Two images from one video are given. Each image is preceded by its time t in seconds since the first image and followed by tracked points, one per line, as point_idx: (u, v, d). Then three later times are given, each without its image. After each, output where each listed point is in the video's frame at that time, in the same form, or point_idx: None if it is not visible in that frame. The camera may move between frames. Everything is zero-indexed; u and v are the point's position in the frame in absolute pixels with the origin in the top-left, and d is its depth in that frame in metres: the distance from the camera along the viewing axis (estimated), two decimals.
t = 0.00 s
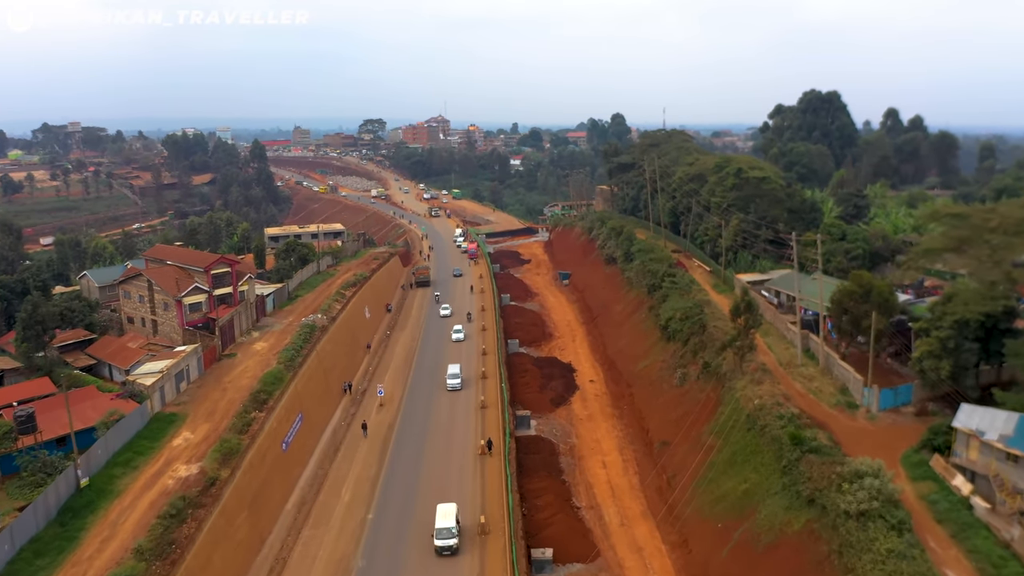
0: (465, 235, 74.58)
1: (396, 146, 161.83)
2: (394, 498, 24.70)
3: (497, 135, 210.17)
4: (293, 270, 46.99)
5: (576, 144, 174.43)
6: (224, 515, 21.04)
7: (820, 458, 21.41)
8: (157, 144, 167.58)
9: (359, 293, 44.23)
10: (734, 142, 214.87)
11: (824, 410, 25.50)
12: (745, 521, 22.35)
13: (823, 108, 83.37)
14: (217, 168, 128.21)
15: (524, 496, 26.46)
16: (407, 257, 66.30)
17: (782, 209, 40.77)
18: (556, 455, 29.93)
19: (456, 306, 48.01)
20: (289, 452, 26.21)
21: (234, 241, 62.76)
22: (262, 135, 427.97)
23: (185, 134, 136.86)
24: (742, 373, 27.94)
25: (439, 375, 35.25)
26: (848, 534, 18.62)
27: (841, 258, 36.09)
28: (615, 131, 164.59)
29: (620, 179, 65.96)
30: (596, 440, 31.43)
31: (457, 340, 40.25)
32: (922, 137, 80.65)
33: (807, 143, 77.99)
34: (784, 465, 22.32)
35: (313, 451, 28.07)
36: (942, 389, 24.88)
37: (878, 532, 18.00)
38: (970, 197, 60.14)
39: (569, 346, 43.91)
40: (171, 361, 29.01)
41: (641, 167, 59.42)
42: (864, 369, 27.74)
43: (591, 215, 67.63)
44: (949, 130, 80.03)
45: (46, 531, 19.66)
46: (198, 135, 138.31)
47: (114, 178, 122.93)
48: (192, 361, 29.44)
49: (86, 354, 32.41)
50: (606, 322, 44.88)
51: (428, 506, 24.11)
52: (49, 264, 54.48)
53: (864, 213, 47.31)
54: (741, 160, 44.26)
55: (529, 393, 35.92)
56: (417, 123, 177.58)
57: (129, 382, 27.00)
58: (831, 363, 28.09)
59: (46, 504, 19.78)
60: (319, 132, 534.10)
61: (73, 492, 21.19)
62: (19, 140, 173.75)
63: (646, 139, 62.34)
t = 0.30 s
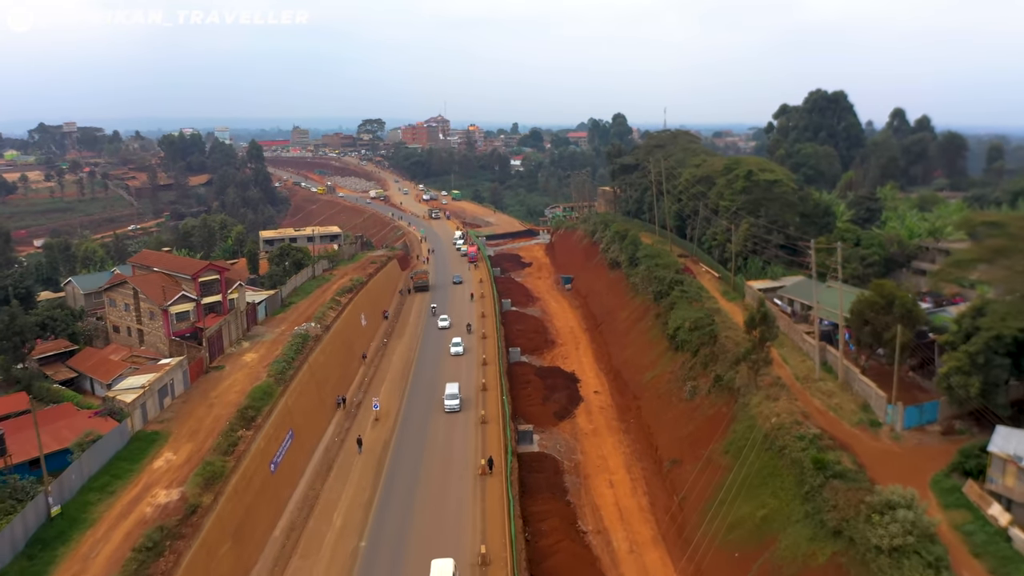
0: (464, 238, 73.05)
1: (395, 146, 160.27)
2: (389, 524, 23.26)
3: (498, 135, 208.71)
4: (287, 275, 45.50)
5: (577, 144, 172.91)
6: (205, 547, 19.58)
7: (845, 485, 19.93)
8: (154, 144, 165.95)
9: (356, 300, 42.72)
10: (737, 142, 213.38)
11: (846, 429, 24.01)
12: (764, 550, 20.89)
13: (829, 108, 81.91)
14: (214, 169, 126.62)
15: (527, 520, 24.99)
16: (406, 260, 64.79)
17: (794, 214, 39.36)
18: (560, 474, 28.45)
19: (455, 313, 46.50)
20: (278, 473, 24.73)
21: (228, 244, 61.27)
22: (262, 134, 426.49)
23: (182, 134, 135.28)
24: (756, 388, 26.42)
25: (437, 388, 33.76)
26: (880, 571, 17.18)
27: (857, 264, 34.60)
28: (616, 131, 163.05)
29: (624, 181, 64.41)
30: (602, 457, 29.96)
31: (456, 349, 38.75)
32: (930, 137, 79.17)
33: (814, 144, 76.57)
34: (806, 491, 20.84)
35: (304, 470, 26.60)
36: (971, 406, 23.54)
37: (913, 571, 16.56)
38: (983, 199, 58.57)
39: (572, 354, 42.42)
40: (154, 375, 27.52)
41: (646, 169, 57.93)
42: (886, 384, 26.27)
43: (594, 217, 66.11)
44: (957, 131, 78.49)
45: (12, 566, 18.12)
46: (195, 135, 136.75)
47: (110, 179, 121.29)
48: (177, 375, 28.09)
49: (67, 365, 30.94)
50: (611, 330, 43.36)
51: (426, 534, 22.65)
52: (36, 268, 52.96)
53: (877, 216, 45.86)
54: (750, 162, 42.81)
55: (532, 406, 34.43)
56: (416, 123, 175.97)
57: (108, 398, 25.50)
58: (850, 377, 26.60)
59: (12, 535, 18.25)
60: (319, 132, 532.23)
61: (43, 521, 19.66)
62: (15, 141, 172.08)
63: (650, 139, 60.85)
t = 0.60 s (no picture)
0: (464, 240, 71.59)
1: (394, 146, 158.82)
2: (384, 553, 21.78)
3: (498, 135, 207.30)
4: (281, 281, 44.07)
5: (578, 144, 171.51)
6: None
7: (875, 516, 18.43)
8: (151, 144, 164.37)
9: (351, 308, 41.22)
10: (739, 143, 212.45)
11: (870, 452, 22.52)
12: None
13: (835, 108, 80.50)
14: (211, 169, 125.11)
15: (530, 547, 23.49)
16: (404, 264, 63.35)
17: (807, 218, 37.61)
18: (565, 495, 26.95)
19: (455, 320, 45.06)
20: (265, 497, 23.23)
21: (222, 248, 59.79)
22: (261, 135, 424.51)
23: (179, 135, 133.76)
24: (773, 406, 24.95)
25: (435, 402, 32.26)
26: None
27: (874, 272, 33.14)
28: (617, 131, 161.69)
29: (627, 183, 62.88)
30: (609, 476, 28.46)
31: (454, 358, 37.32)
32: (939, 138, 77.80)
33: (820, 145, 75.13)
34: (831, 522, 19.35)
35: (294, 493, 25.11)
36: (1003, 426, 21.92)
37: None
38: (995, 202, 57.16)
39: (576, 363, 40.95)
40: (136, 391, 26.08)
41: (650, 171, 56.52)
42: (910, 402, 24.84)
43: (597, 220, 64.62)
44: (966, 132, 77.09)
45: None
46: (192, 135, 135.27)
47: (105, 180, 119.75)
48: (161, 391, 26.59)
49: (47, 378, 29.54)
50: (616, 338, 41.86)
51: (422, 564, 21.23)
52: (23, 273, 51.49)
53: (890, 220, 44.43)
54: (761, 164, 41.39)
55: (534, 420, 32.94)
56: (416, 123, 174.53)
57: (86, 416, 24.05)
58: (872, 394, 25.19)
59: None
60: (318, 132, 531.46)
61: (8, 556, 18.16)
62: (11, 141, 170.51)
63: (654, 140, 59.39)
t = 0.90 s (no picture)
0: (464, 244, 70.05)
1: (393, 147, 157.24)
2: None
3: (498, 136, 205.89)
4: (274, 288, 42.62)
5: (578, 145, 169.94)
6: None
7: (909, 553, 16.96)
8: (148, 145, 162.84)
9: (347, 316, 39.75)
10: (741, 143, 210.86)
11: (897, 476, 21.07)
12: None
13: (842, 108, 78.89)
14: (207, 170, 123.64)
15: None
16: (403, 268, 61.91)
17: (820, 223, 36.16)
18: (570, 519, 25.46)
19: (455, 327, 43.59)
20: (251, 525, 21.78)
21: (215, 251, 58.22)
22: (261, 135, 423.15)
23: (176, 135, 132.23)
24: (792, 426, 23.50)
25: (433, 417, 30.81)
26: None
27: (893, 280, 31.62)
28: (618, 131, 159.87)
29: (631, 185, 61.25)
30: (616, 496, 27.02)
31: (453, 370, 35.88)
32: (947, 139, 76.21)
33: (827, 146, 73.45)
34: (861, 557, 17.88)
35: (283, 518, 23.65)
36: None
37: None
38: (1009, 205, 55.59)
39: (579, 373, 39.50)
40: (116, 409, 24.65)
41: (654, 173, 55.03)
42: (939, 422, 23.38)
43: (600, 223, 63.05)
44: (976, 132, 75.51)
45: None
46: (189, 136, 133.74)
47: (100, 181, 118.24)
48: (142, 408, 25.15)
49: (25, 393, 28.13)
50: (621, 347, 40.39)
51: None
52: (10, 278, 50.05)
53: (905, 224, 42.81)
54: (772, 167, 39.92)
55: (537, 435, 31.46)
56: (416, 124, 172.99)
57: (61, 438, 22.62)
58: (897, 413, 23.73)
59: None
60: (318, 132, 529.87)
61: None
62: (8, 141, 168.95)
63: (659, 141, 57.79)
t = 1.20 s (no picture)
0: (463, 247, 68.59)
1: (393, 147, 155.70)
2: None
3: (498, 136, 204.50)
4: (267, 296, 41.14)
5: (579, 145, 168.49)
6: None
7: None
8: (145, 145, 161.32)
9: (343, 325, 38.32)
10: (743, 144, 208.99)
11: (928, 508, 19.64)
12: None
13: (849, 109, 77.34)
14: (204, 171, 122.13)
15: None
16: (401, 272, 60.47)
17: (835, 230, 34.68)
18: (577, 548, 24.01)
19: (455, 337, 42.15)
20: (236, 558, 20.33)
21: (209, 256, 56.73)
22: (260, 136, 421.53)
23: (172, 135, 130.69)
24: (812, 451, 22.07)
25: (431, 436, 29.35)
26: None
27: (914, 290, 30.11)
28: (620, 132, 158.37)
29: (635, 188, 59.74)
30: (624, 521, 25.56)
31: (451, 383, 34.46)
32: (956, 141, 74.66)
33: (834, 148, 71.90)
34: None
35: (270, 548, 22.20)
36: None
37: None
38: None
39: (584, 385, 38.06)
40: (93, 431, 23.17)
41: (660, 176, 53.53)
42: (970, 446, 21.85)
43: (603, 227, 61.61)
44: (986, 134, 73.96)
45: None
46: (186, 136, 132.21)
47: (96, 182, 116.75)
48: (121, 430, 23.68)
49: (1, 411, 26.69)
50: (627, 358, 38.96)
51: None
52: None
53: (921, 230, 41.20)
54: (784, 171, 38.41)
55: (540, 454, 30.01)
56: (415, 124, 171.50)
57: (32, 464, 21.14)
58: (925, 436, 22.23)
59: None
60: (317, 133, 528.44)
61: None
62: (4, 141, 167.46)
63: (665, 143, 56.23)
